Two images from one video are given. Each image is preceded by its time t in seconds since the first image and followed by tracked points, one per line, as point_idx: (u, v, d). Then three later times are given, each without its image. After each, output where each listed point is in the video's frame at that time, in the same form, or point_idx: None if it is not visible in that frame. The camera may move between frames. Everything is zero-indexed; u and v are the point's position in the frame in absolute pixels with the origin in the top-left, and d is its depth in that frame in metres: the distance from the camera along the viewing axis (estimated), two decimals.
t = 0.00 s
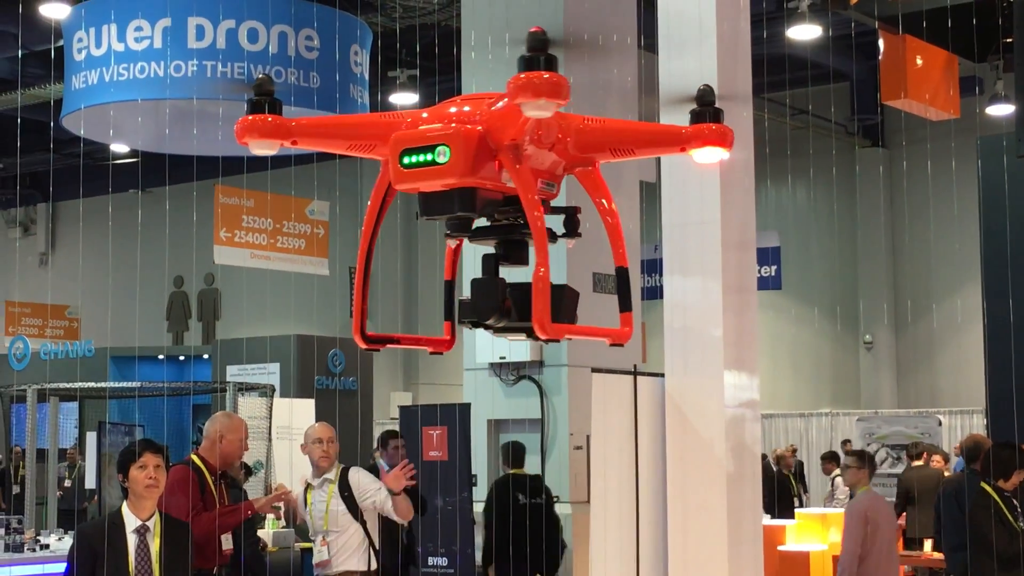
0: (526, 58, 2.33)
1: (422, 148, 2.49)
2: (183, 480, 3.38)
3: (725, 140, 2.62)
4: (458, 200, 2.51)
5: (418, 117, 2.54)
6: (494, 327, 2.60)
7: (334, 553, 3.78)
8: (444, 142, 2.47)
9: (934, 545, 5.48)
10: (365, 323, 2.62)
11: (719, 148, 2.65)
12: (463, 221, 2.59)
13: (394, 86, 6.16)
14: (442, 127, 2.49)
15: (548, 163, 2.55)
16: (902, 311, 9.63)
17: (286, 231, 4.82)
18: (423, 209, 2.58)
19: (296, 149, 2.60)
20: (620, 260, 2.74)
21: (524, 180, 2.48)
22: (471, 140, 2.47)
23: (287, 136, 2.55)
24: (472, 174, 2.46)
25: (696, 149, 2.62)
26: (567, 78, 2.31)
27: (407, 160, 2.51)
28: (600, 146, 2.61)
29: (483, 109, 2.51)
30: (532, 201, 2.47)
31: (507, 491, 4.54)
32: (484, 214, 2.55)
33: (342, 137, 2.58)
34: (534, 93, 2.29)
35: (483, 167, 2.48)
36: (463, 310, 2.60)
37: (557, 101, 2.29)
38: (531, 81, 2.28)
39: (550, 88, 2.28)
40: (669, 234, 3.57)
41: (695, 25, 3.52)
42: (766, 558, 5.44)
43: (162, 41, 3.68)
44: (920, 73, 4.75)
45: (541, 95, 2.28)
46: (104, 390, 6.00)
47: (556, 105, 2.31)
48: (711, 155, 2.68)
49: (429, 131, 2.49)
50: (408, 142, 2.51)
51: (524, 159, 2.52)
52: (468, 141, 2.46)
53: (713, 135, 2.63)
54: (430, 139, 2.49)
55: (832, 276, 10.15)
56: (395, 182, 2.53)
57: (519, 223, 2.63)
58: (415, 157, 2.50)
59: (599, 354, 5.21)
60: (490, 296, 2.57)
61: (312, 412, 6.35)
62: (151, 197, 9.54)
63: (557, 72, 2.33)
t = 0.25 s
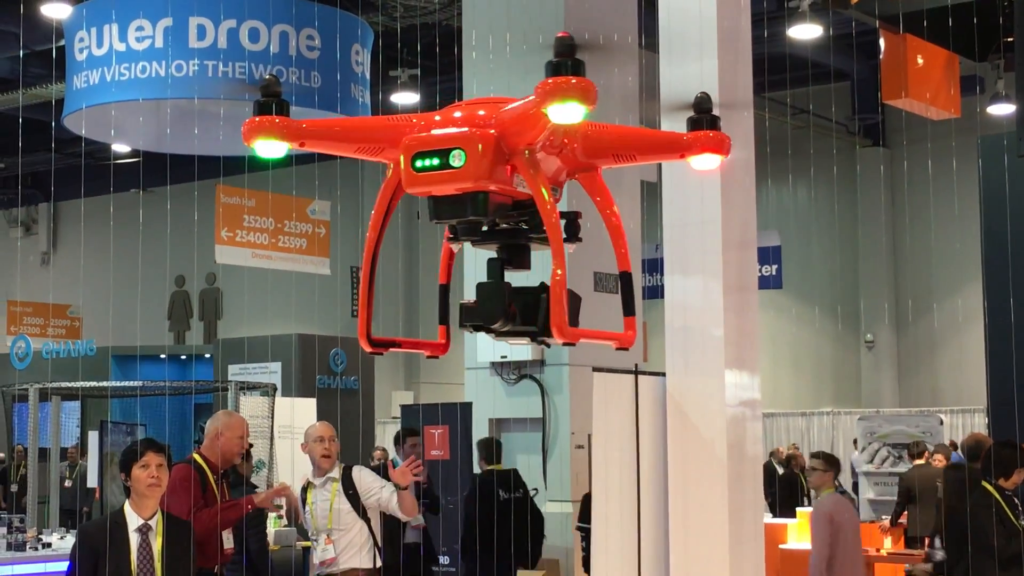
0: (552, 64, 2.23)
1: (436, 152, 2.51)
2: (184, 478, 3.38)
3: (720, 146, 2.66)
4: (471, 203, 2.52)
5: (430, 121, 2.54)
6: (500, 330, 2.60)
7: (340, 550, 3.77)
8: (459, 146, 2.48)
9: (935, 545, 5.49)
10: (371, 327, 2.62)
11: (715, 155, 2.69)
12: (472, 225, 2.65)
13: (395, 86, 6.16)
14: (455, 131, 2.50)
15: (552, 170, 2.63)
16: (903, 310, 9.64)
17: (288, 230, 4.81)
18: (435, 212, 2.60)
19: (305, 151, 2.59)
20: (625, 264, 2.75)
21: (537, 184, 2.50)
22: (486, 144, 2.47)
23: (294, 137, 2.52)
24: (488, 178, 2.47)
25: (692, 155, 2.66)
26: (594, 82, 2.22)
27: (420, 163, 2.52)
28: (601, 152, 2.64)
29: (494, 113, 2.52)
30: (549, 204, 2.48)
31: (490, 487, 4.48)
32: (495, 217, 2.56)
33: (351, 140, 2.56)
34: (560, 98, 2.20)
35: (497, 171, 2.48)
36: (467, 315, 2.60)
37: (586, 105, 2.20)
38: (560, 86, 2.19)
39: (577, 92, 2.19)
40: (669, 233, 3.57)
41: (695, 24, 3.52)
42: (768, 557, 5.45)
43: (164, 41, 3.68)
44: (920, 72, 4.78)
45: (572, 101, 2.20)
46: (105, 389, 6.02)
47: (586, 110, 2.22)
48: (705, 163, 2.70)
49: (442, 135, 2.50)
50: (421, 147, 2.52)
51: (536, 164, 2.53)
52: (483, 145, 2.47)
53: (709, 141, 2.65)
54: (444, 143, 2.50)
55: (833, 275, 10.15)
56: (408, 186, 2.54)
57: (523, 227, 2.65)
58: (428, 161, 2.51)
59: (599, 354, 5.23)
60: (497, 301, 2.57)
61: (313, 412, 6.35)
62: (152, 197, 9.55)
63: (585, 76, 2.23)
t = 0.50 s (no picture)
0: (578, 65, 2.53)
1: (447, 150, 2.68)
2: (180, 475, 3.35)
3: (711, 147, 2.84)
4: (482, 201, 2.68)
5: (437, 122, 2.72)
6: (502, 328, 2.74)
7: (342, 548, 3.85)
8: (472, 144, 2.66)
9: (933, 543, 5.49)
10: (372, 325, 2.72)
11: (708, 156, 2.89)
12: (478, 224, 2.76)
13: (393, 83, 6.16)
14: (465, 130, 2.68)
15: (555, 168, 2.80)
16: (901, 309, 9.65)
17: (287, 228, 4.87)
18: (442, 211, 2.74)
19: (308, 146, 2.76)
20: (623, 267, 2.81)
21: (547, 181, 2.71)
22: (500, 141, 2.65)
23: (297, 134, 2.69)
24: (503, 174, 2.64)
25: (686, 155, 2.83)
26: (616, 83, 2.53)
27: (430, 161, 2.69)
28: (599, 153, 2.79)
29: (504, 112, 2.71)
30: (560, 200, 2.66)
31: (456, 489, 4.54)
32: (504, 216, 2.71)
33: (354, 138, 2.75)
34: (585, 99, 2.50)
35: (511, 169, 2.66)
36: (470, 312, 2.73)
37: (610, 101, 2.49)
38: (584, 87, 2.49)
39: (602, 93, 2.49)
40: (668, 232, 3.56)
41: (694, 23, 3.52)
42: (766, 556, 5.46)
43: (162, 38, 3.68)
44: (919, 70, 4.79)
45: (595, 98, 2.49)
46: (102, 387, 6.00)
47: (609, 108, 2.51)
48: (694, 163, 2.90)
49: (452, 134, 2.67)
50: (430, 145, 2.69)
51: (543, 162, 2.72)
52: (498, 144, 2.64)
53: (700, 142, 2.85)
54: (455, 141, 2.67)
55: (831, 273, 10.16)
56: (417, 183, 2.70)
57: (523, 225, 2.79)
58: (438, 159, 2.68)
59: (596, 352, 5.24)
60: (500, 299, 2.71)
61: (311, 409, 6.34)
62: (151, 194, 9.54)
63: (608, 77, 2.54)
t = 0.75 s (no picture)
0: (591, 65, 2.73)
1: (449, 148, 2.89)
2: (174, 472, 3.38)
3: (693, 147, 3.12)
4: (482, 198, 2.93)
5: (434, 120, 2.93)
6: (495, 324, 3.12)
7: (339, 549, 3.95)
8: (475, 143, 2.89)
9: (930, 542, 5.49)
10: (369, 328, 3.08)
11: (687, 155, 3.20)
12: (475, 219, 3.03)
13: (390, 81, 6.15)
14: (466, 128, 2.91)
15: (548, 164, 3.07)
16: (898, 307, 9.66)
17: (283, 226, 4.83)
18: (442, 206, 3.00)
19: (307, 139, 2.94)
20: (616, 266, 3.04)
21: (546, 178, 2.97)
22: (502, 140, 2.89)
23: (298, 129, 2.87)
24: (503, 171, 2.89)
25: (672, 154, 3.11)
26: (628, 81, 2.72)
27: (431, 157, 2.91)
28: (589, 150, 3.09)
29: (506, 109, 2.94)
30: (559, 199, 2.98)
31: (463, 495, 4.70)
32: (502, 212, 2.98)
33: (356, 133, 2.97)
34: (598, 97, 2.70)
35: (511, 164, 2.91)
36: (466, 310, 3.09)
37: (621, 100, 2.70)
38: (597, 86, 2.69)
39: (614, 92, 2.69)
40: (664, 229, 3.56)
41: (690, 21, 3.52)
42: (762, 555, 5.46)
43: (158, 35, 3.67)
44: (915, 69, 4.78)
45: (604, 97, 2.70)
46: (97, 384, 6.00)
47: (621, 103, 2.70)
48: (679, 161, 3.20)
49: (455, 133, 2.90)
50: (431, 142, 2.91)
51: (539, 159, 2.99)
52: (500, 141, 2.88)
53: (685, 141, 3.13)
54: (460, 139, 2.90)
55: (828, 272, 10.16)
56: (418, 178, 2.92)
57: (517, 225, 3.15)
58: (439, 155, 2.90)
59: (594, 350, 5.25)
60: (493, 298, 3.09)
61: (307, 406, 6.32)
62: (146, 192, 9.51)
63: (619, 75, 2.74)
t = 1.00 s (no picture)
0: (598, 71, 2.47)
1: (446, 149, 2.53)
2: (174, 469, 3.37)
3: (671, 153, 2.70)
4: (478, 204, 2.57)
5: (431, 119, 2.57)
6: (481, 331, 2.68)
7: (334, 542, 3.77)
8: (473, 145, 2.52)
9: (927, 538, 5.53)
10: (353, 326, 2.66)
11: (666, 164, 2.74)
12: (468, 224, 2.62)
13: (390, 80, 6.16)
14: (464, 129, 2.54)
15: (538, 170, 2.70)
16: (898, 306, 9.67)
17: (283, 224, 4.85)
18: (435, 209, 2.61)
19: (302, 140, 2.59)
20: (593, 269, 2.78)
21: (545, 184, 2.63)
22: (501, 143, 2.53)
23: (294, 128, 2.54)
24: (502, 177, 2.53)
25: (650, 161, 2.70)
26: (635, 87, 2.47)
27: (428, 160, 2.54)
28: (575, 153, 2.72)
29: (504, 111, 2.58)
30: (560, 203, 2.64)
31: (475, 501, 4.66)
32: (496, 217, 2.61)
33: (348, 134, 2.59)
34: (607, 104, 2.44)
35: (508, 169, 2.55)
36: (450, 313, 2.65)
37: (629, 111, 2.45)
38: (606, 93, 2.43)
39: (623, 99, 2.43)
40: (665, 228, 3.55)
41: (690, 18, 3.51)
42: (762, 553, 5.46)
43: (158, 34, 3.67)
44: (914, 68, 4.75)
45: (615, 105, 2.44)
46: (98, 383, 6.03)
47: (627, 114, 2.46)
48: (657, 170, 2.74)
49: (452, 132, 2.53)
50: (428, 143, 2.55)
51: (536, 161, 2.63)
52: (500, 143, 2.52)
53: (662, 148, 2.71)
54: (455, 141, 2.53)
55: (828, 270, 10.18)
56: (415, 182, 2.56)
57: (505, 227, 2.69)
58: (436, 158, 2.54)
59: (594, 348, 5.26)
60: (481, 303, 2.65)
61: (308, 404, 6.36)
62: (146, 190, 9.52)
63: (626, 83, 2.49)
